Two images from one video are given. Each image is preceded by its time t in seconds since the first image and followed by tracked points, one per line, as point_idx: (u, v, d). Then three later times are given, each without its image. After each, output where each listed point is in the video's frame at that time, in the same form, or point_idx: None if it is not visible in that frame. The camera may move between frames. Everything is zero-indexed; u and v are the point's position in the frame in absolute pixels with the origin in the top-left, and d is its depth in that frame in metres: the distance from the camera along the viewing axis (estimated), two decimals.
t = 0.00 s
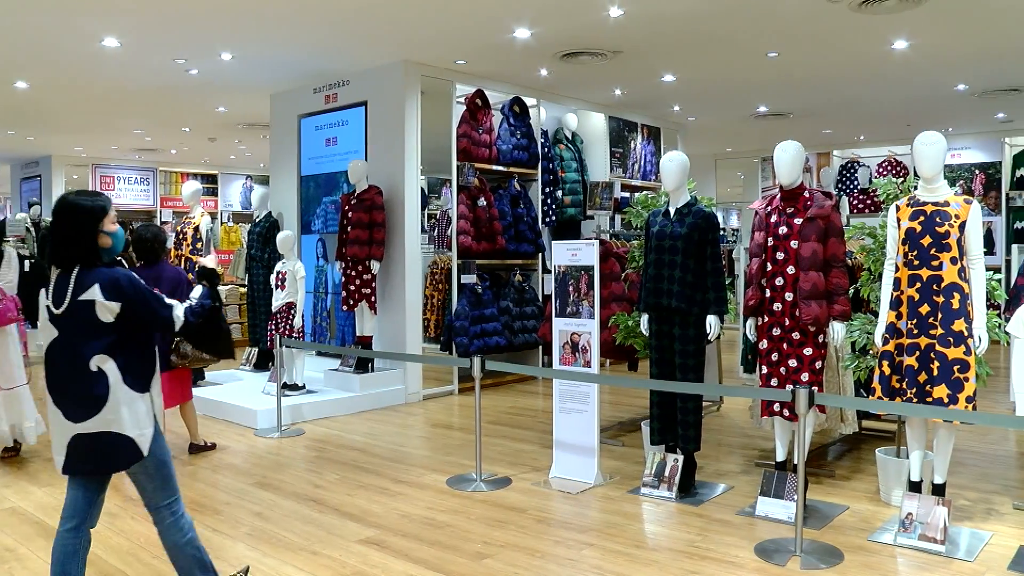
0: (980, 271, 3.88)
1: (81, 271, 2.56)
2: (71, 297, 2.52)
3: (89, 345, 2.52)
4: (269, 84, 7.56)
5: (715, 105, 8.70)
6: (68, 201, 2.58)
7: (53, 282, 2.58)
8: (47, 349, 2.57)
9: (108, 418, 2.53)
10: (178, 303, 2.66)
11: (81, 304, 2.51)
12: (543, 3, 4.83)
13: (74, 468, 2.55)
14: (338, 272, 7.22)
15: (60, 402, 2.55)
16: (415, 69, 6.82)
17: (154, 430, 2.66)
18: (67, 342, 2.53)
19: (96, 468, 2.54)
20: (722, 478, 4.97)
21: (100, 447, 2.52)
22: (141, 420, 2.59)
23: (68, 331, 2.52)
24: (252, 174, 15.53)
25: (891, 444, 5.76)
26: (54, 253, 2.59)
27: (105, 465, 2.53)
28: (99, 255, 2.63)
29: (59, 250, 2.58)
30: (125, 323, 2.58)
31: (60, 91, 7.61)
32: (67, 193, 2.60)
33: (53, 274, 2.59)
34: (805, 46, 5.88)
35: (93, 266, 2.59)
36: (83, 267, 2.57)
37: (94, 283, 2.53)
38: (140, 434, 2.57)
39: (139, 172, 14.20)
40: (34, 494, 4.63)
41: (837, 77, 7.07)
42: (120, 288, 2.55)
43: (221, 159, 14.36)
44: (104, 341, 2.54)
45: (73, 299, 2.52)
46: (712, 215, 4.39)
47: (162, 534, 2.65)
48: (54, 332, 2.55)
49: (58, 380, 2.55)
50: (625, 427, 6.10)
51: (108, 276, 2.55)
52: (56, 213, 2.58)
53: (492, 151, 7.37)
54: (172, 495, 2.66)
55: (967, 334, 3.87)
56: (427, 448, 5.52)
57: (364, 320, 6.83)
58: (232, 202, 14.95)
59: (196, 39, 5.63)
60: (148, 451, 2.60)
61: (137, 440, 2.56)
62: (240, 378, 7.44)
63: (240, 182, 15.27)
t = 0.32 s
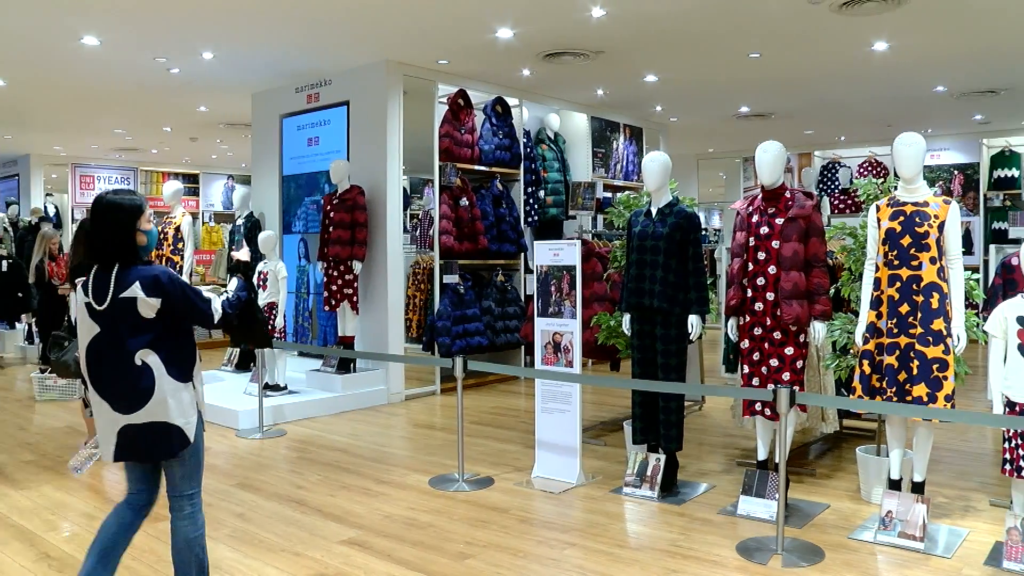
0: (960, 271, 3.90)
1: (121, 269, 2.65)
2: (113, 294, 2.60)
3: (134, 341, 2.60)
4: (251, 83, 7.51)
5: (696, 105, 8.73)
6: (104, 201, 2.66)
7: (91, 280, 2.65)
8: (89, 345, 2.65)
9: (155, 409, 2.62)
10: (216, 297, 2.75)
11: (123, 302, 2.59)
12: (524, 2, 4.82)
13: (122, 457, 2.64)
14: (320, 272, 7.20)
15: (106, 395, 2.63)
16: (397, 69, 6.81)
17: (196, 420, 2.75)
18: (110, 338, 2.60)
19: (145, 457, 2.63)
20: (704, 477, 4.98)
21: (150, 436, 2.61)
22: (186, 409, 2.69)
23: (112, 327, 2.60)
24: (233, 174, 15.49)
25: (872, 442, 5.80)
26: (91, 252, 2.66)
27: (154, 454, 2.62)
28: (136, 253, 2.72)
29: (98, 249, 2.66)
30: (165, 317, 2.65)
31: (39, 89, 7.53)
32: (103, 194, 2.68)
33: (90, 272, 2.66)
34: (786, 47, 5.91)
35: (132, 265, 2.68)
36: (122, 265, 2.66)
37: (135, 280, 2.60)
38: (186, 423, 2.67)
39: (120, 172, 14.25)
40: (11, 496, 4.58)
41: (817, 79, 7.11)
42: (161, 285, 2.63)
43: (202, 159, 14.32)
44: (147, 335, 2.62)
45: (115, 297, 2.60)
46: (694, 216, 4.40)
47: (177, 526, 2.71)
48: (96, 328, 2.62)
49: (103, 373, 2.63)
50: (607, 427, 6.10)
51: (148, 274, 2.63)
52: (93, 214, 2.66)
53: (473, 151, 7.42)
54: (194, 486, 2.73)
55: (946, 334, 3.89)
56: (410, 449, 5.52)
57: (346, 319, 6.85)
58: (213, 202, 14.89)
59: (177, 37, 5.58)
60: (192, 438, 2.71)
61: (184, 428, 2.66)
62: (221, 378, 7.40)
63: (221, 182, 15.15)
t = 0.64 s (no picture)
0: (939, 271, 3.93)
1: (132, 265, 2.74)
2: (123, 290, 2.69)
3: (142, 337, 2.70)
4: (233, 83, 7.48)
5: (679, 106, 8.76)
6: (115, 200, 2.77)
7: (103, 276, 2.72)
8: (97, 339, 2.74)
9: (161, 404, 2.73)
10: (223, 292, 2.86)
11: (133, 298, 2.68)
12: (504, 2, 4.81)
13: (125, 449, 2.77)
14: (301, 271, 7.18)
15: (115, 388, 2.74)
16: (380, 68, 6.80)
17: (199, 415, 2.87)
18: (120, 334, 2.70)
19: (150, 449, 2.74)
20: (687, 476, 5.00)
21: (153, 431, 2.73)
22: (190, 405, 2.81)
23: (120, 323, 2.69)
24: (216, 174, 15.52)
25: (853, 441, 5.84)
26: (103, 249, 2.76)
27: (157, 447, 2.74)
28: (146, 250, 2.82)
29: (108, 246, 2.76)
30: (172, 313, 2.75)
31: (18, 87, 7.47)
32: (114, 194, 2.79)
33: (102, 268, 2.75)
34: (768, 48, 5.93)
35: (142, 261, 2.77)
36: (133, 261, 2.75)
37: (145, 276, 2.70)
38: (190, 418, 2.79)
39: (100, 171, 14.19)
40: None
41: (798, 79, 7.15)
42: (170, 281, 2.73)
43: (184, 159, 14.30)
44: (155, 331, 2.73)
45: (125, 292, 2.69)
46: (676, 216, 4.42)
47: (163, 523, 2.79)
48: (106, 324, 2.71)
49: (112, 367, 2.74)
50: (590, 427, 6.11)
51: (157, 271, 2.72)
52: (105, 212, 2.76)
53: (456, 150, 7.35)
54: (186, 485, 2.83)
55: (926, 333, 3.91)
56: (393, 449, 5.51)
57: (329, 319, 6.90)
58: (195, 201, 15.18)
59: (158, 35, 5.55)
60: (195, 433, 2.82)
61: (188, 423, 2.78)
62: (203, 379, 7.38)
63: (202, 182, 15.34)
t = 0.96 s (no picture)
0: (919, 270, 3.97)
1: (121, 263, 2.75)
2: (113, 288, 2.69)
3: (132, 333, 2.71)
4: (216, 82, 7.44)
5: (663, 106, 8.79)
6: (104, 199, 2.76)
7: (92, 274, 2.74)
8: (85, 337, 2.74)
9: (148, 401, 2.73)
10: (212, 292, 2.87)
11: (123, 296, 2.69)
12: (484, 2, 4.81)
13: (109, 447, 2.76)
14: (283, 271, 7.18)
15: (102, 385, 2.74)
16: (362, 68, 6.79)
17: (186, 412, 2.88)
18: (108, 331, 2.71)
19: (137, 446, 2.74)
20: (670, 476, 5.01)
21: (139, 428, 2.72)
22: (177, 402, 2.81)
23: (110, 321, 2.70)
24: (197, 173, 15.47)
25: (834, 440, 5.87)
26: (93, 248, 2.77)
27: (143, 444, 2.73)
28: (135, 249, 2.82)
29: (99, 245, 2.77)
30: (162, 311, 2.76)
31: None
32: (103, 193, 2.78)
33: (92, 266, 2.76)
34: (750, 48, 5.96)
35: (131, 259, 2.78)
36: (122, 259, 2.75)
37: (135, 274, 2.71)
38: (176, 415, 2.79)
39: (80, 171, 14.10)
40: None
41: (779, 80, 7.19)
42: (161, 280, 2.74)
43: (166, 159, 14.26)
44: (145, 328, 2.73)
45: (115, 290, 2.69)
46: (658, 216, 4.43)
47: (144, 522, 2.77)
48: (95, 321, 2.71)
49: (101, 365, 2.74)
50: (573, 426, 6.11)
51: (147, 269, 2.73)
52: (94, 211, 2.76)
53: (439, 150, 7.36)
54: (169, 483, 2.82)
55: (906, 332, 3.94)
56: (376, 449, 5.50)
57: (311, 320, 6.84)
58: (176, 201, 15.13)
59: (139, 34, 5.52)
60: (181, 431, 2.82)
61: (174, 421, 2.78)
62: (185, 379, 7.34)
63: (184, 182, 15.32)
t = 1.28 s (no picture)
0: (899, 270, 3.99)
1: (102, 263, 2.73)
2: (94, 288, 2.67)
3: (112, 333, 2.69)
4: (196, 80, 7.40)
5: (644, 106, 8.81)
6: (86, 198, 2.75)
7: (73, 273, 2.72)
8: (65, 337, 2.72)
9: (128, 402, 2.71)
10: (194, 292, 2.85)
11: (104, 295, 2.67)
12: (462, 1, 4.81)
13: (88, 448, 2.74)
14: (264, 271, 7.18)
15: (82, 385, 2.72)
16: (344, 68, 6.77)
17: (167, 412, 2.86)
18: (89, 331, 2.69)
19: (116, 447, 2.72)
20: (651, 475, 5.02)
21: (118, 429, 2.71)
22: (157, 402, 2.79)
23: (91, 321, 2.68)
24: (178, 173, 15.43)
25: (815, 438, 5.90)
26: (74, 247, 2.75)
27: (122, 445, 2.72)
28: (117, 249, 2.80)
29: (79, 245, 2.75)
30: (144, 311, 2.74)
31: None
32: (84, 192, 2.77)
33: (72, 266, 2.74)
34: (730, 49, 5.99)
35: (112, 258, 2.76)
36: (103, 259, 2.74)
37: (116, 274, 2.69)
38: (156, 415, 2.78)
39: (58, 169, 14.00)
40: None
41: (760, 80, 7.22)
42: (142, 279, 2.71)
43: (145, 159, 14.18)
44: (126, 328, 2.72)
45: (95, 289, 2.67)
46: (640, 216, 4.43)
47: (125, 523, 2.75)
48: (76, 321, 2.70)
49: (80, 365, 2.71)
50: (554, 426, 6.11)
51: (128, 269, 2.71)
52: (75, 211, 2.74)
53: (420, 150, 7.38)
54: (149, 483, 2.80)
55: (886, 331, 3.97)
56: (359, 449, 5.49)
57: (292, 320, 6.87)
58: (156, 201, 15.10)
59: (119, 32, 5.50)
60: (161, 431, 2.81)
61: (154, 421, 2.77)
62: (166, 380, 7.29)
63: (164, 182, 15.25)
